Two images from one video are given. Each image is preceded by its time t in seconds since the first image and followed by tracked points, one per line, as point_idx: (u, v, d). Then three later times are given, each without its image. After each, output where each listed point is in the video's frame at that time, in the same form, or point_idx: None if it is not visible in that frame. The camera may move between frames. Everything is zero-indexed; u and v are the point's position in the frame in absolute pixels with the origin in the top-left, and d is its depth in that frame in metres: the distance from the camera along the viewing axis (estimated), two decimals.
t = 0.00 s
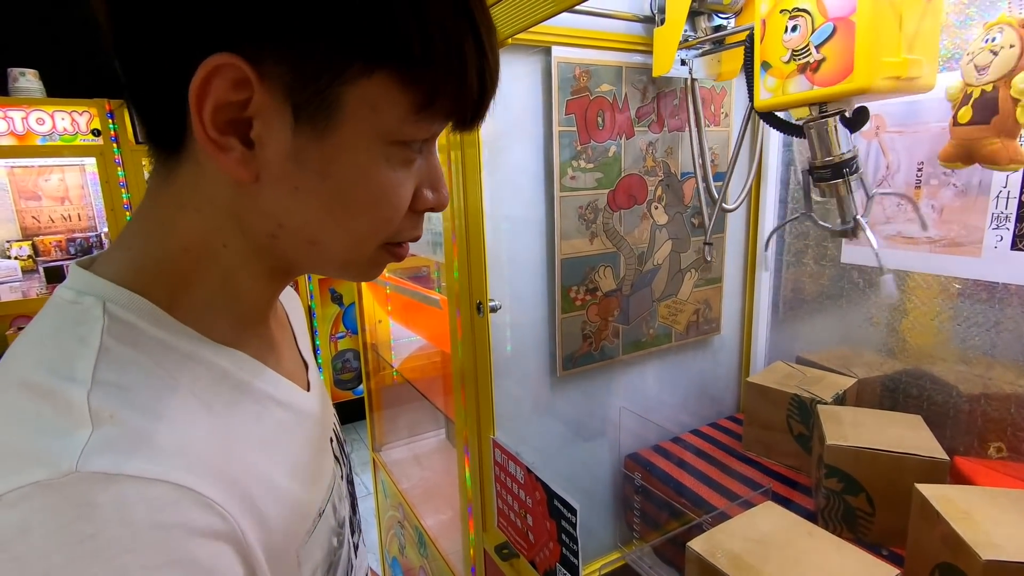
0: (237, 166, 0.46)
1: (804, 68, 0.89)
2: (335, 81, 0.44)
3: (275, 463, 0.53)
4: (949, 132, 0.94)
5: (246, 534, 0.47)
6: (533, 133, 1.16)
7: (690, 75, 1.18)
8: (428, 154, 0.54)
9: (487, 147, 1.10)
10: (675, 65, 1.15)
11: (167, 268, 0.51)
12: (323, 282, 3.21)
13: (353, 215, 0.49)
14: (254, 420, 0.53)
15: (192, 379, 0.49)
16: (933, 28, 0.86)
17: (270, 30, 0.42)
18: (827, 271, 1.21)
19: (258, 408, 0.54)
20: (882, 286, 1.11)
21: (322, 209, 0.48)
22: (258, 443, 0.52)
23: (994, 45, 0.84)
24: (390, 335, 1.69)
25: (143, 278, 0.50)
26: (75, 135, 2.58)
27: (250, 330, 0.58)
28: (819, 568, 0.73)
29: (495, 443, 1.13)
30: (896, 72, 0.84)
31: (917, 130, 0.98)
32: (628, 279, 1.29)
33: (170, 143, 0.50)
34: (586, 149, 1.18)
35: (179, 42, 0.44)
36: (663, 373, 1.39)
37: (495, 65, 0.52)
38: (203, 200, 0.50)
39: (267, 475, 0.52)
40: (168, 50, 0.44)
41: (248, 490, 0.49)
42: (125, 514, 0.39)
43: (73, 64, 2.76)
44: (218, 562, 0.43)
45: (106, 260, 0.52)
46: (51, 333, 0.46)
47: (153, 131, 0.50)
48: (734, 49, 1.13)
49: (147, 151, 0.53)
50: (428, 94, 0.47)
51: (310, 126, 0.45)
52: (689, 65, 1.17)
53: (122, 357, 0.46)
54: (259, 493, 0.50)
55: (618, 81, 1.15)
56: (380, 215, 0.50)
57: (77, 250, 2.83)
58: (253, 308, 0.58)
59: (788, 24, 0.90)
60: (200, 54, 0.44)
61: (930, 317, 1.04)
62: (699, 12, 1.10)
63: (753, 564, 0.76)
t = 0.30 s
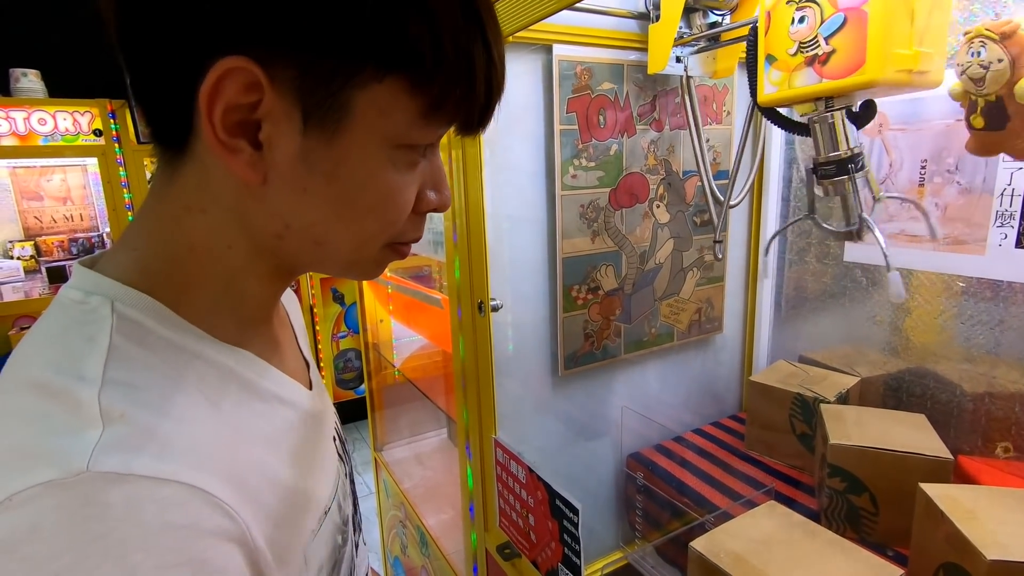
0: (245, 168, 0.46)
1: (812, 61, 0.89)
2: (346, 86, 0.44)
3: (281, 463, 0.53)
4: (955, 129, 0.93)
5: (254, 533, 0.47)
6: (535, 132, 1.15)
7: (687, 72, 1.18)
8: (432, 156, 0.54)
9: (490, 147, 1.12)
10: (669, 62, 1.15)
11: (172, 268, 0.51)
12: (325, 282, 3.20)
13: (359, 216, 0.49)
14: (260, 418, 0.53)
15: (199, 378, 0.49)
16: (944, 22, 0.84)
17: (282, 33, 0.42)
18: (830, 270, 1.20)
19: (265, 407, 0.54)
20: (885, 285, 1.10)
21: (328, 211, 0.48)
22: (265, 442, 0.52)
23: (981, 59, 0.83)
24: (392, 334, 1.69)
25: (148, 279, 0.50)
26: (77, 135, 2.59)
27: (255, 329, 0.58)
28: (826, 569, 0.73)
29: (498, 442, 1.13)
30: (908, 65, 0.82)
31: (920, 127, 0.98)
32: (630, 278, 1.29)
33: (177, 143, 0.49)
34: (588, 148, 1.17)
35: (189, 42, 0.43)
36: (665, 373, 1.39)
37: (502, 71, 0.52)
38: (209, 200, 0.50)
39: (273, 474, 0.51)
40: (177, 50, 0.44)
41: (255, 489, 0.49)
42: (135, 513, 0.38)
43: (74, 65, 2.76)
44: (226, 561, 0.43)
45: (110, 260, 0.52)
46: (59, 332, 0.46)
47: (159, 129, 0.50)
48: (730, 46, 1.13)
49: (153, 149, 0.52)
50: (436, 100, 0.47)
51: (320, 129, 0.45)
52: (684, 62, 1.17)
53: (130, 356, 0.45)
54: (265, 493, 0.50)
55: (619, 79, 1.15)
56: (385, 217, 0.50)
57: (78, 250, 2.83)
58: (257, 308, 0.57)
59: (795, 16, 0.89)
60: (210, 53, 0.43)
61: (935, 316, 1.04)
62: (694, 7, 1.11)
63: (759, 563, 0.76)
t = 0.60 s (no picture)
0: (244, 164, 0.46)
1: (819, 56, 0.88)
2: (344, 83, 0.44)
3: (283, 460, 0.53)
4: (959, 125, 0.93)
5: (254, 529, 0.47)
6: (537, 129, 1.15)
7: (693, 69, 1.17)
8: (433, 152, 0.54)
9: (491, 143, 1.11)
10: (677, 59, 1.15)
11: (173, 265, 0.51)
12: (328, 279, 3.21)
13: (359, 212, 0.49)
14: (262, 415, 0.53)
15: (202, 374, 0.49)
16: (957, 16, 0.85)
17: (279, 29, 0.42)
18: (834, 266, 1.20)
19: (266, 403, 0.54)
20: (889, 281, 1.10)
21: (328, 206, 0.48)
22: (266, 438, 0.52)
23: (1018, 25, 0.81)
24: (395, 332, 1.69)
25: (150, 275, 0.50)
26: (81, 133, 2.60)
27: (256, 326, 0.58)
28: (828, 565, 0.73)
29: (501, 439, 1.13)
30: (914, 63, 0.84)
31: (924, 123, 0.97)
32: (633, 274, 1.29)
33: (177, 140, 0.49)
34: (590, 145, 1.17)
35: (187, 40, 0.43)
36: (668, 370, 1.39)
37: (501, 67, 0.52)
38: (209, 197, 0.50)
39: (275, 470, 0.52)
40: (176, 48, 0.44)
41: (256, 486, 0.49)
42: (136, 508, 0.39)
43: (78, 63, 2.77)
44: (226, 556, 0.43)
45: (113, 257, 0.52)
46: (63, 328, 0.46)
47: (160, 126, 0.50)
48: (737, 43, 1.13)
49: (154, 146, 0.53)
50: (435, 95, 0.47)
51: (318, 125, 0.45)
52: (691, 59, 1.16)
53: (132, 352, 0.45)
54: (266, 489, 0.50)
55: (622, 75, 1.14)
56: (385, 212, 0.50)
57: (83, 248, 2.84)
58: (259, 304, 0.57)
59: (805, 11, 0.89)
60: (208, 50, 0.43)
61: (939, 312, 1.03)
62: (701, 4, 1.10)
63: (761, 559, 0.76)
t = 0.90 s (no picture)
0: (242, 166, 0.46)
1: (827, 50, 0.88)
2: (341, 85, 0.44)
3: (283, 459, 0.53)
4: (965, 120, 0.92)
5: (253, 529, 0.47)
6: (539, 126, 1.15)
7: (698, 64, 1.16)
8: (432, 153, 0.54)
9: (493, 141, 1.11)
10: (684, 55, 1.14)
11: (172, 265, 0.51)
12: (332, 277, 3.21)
13: (356, 213, 0.49)
14: (262, 414, 0.53)
15: (201, 374, 0.49)
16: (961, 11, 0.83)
17: (277, 32, 0.42)
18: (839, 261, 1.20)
19: (266, 402, 0.54)
20: (894, 276, 1.09)
21: (326, 208, 0.48)
22: (266, 437, 0.52)
23: (1001, 36, 0.81)
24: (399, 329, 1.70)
25: (149, 276, 0.50)
26: (86, 133, 2.60)
27: (257, 325, 0.59)
28: (829, 562, 0.73)
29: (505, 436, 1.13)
30: (924, 55, 0.82)
31: (930, 117, 0.97)
32: (636, 271, 1.28)
33: (177, 140, 0.49)
34: (593, 141, 1.17)
35: (185, 42, 0.43)
36: (672, 366, 1.38)
37: (502, 68, 0.52)
38: (208, 198, 0.50)
39: (274, 469, 0.52)
40: (175, 50, 0.44)
41: (255, 484, 0.49)
42: (131, 507, 0.39)
43: (82, 63, 2.77)
44: (224, 555, 0.43)
45: (115, 257, 0.52)
46: (63, 328, 0.46)
47: (160, 127, 0.50)
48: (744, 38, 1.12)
49: (155, 146, 0.53)
50: (433, 97, 0.47)
51: (315, 127, 0.45)
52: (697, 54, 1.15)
53: (130, 352, 0.45)
54: (266, 488, 0.50)
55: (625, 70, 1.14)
56: (383, 214, 0.50)
57: (88, 248, 2.85)
58: (259, 304, 0.58)
59: (812, 5, 0.89)
60: (206, 52, 0.43)
61: (945, 307, 1.03)
62: None
63: (764, 555, 0.76)
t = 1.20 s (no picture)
0: (256, 167, 0.46)
1: (841, 50, 0.87)
2: (355, 88, 0.44)
3: (293, 456, 0.53)
4: (976, 117, 0.92)
5: (263, 525, 0.47)
6: (547, 126, 1.15)
7: (709, 62, 1.16)
8: (445, 155, 0.53)
9: (501, 140, 1.11)
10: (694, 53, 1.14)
11: (185, 264, 0.51)
12: (336, 275, 3.22)
13: (368, 215, 0.49)
14: (271, 411, 0.53)
15: (212, 371, 0.49)
16: (976, 8, 0.84)
17: (293, 35, 0.42)
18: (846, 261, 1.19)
19: (276, 400, 0.54)
20: (901, 276, 1.09)
21: (338, 209, 0.48)
22: (276, 435, 0.52)
23: None
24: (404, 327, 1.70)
25: (162, 274, 0.50)
26: (92, 130, 2.60)
27: (267, 323, 0.58)
28: (836, 561, 0.73)
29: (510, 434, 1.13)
30: (937, 55, 0.82)
31: (940, 116, 0.96)
32: (642, 270, 1.28)
33: (192, 139, 0.49)
34: (600, 139, 1.16)
35: (203, 43, 0.43)
36: (677, 365, 1.38)
37: (518, 73, 0.51)
38: (222, 197, 0.50)
39: (285, 466, 0.52)
40: (192, 51, 0.44)
41: (265, 481, 0.49)
42: (143, 503, 0.39)
43: (88, 60, 2.78)
44: (234, 551, 0.43)
45: (128, 254, 0.52)
46: (77, 324, 0.47)
47: (175, 125, 0.50)
48: (753, 36, 1.11)
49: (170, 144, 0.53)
50: (448, 101, 0.47)
51: (329, 129, 0.45)
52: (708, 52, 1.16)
53: (143, 348, 0.46)
54: (276, 485, 0.50)
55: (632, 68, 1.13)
56: (395, 216, 0.49)
57: (94, 244, 2.86)
58: (270, 303, 0.58)
59: (825, 5, 0.87)
60: (223, 53, 0.43)
61: (953, 308, 1.02)
62: None
63: (770, 555, 0.76)
